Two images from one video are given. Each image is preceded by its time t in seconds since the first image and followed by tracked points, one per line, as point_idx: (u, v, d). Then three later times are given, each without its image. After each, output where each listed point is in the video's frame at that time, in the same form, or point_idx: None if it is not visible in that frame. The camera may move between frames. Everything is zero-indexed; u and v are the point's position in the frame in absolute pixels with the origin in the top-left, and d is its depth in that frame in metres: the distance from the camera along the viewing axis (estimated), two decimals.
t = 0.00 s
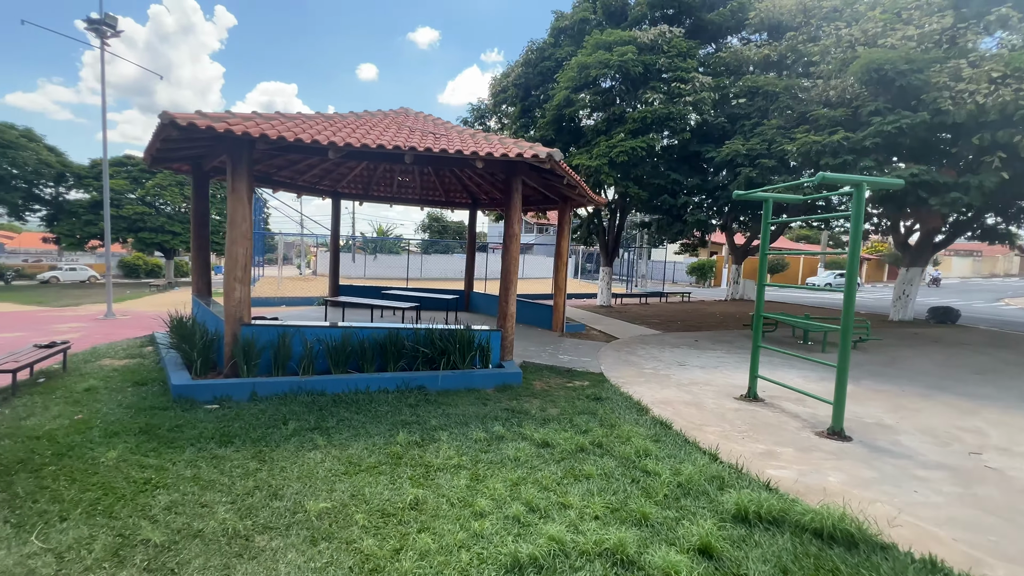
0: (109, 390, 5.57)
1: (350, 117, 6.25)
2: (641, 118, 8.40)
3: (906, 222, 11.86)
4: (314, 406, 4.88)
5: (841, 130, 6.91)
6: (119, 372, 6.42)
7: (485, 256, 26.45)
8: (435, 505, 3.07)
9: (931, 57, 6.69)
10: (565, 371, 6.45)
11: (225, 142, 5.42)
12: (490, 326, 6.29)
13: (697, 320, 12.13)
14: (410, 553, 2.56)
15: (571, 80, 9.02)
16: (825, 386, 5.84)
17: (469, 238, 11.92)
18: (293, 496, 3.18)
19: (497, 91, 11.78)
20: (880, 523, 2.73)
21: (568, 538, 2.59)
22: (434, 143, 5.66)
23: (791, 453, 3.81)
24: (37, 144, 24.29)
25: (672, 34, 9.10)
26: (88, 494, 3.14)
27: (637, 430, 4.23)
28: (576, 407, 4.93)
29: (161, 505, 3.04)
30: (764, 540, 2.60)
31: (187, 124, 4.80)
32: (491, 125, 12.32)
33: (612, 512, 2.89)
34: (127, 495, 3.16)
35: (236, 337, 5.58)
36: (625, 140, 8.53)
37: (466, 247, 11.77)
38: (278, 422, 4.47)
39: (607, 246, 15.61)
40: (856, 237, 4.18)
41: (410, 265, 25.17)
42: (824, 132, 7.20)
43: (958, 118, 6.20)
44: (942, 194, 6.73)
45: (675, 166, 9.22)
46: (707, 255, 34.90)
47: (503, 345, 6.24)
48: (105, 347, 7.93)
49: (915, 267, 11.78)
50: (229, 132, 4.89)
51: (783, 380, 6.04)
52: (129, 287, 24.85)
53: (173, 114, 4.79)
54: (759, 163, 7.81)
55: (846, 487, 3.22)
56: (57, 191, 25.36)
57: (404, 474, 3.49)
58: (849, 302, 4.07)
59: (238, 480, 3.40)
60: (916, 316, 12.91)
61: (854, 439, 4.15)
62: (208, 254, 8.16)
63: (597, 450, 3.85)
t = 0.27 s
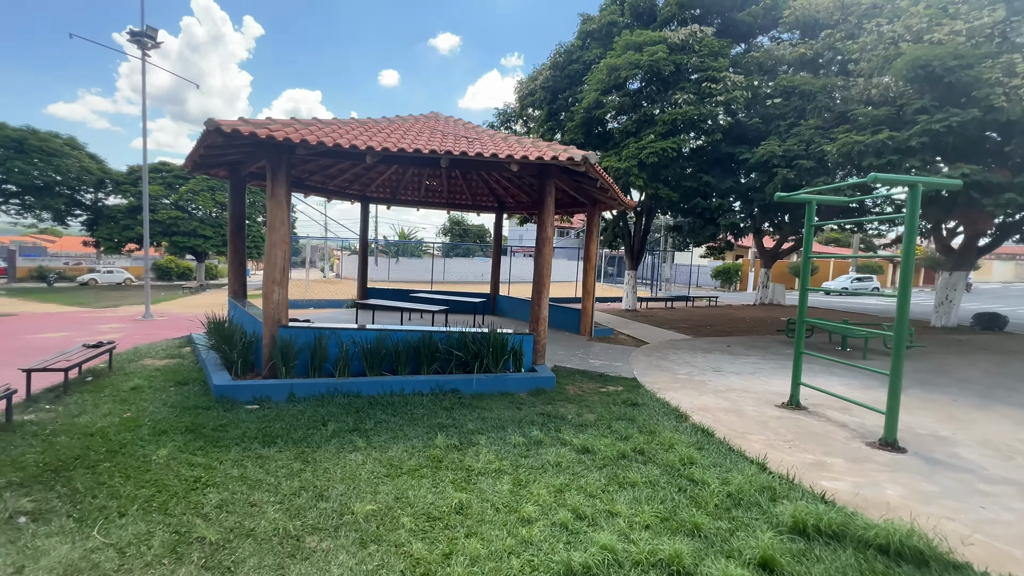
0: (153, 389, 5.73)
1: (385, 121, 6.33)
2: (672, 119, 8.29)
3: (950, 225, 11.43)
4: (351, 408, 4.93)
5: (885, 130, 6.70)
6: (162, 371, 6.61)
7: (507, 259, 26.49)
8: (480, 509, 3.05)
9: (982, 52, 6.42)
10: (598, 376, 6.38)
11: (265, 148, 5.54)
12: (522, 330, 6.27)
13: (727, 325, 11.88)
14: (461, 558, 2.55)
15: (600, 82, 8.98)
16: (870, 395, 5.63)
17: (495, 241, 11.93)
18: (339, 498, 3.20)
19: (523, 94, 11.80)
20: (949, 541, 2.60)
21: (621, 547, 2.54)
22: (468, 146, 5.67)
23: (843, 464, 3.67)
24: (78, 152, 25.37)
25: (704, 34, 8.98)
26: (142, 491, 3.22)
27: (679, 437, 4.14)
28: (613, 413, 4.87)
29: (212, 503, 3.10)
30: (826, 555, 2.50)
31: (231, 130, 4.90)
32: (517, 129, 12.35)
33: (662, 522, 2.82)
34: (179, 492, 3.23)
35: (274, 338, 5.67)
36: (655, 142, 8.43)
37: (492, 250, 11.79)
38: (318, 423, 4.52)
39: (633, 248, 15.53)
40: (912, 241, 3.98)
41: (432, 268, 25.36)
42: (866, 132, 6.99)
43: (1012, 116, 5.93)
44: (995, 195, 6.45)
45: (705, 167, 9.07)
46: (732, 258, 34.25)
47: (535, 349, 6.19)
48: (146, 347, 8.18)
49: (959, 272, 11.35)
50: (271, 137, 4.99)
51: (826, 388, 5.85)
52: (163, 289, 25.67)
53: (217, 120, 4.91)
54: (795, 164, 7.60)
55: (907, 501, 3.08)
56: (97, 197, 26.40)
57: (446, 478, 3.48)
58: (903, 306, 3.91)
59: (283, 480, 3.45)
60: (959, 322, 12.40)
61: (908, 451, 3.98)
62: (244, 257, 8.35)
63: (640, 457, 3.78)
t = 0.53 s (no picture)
0: (188, 389, 5.83)
1: (413, 125, 6.36)
2: (700, 120, 8.18)
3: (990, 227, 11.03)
4: (382, 410, 4.94)
5: (926, 129, 6.50)
6: (195, 371, 6.74)
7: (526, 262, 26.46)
8: (520, 515, 3.01)
9: None
10: (626, 381, 6.29)
11: (298, 152, 5.61)
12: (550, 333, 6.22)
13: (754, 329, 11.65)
14: (506, 564, 2.51)
15: (626, 84, 8.91)
16: (914, 403, 5.43)
17: (517, 244, 11.92)
18: (378, 500, 3.20)
19: (546, 98, 11.80)
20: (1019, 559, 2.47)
21: (670, 557, 2.48)
22: (498, 149, 5.66)
23: (894, 475, 3.53)
24: (111, 158, 26.24)
25: (732, 33, 8.84)
26: (186, 490, 3.27)
27: (717, 445, 4.04)
28: (646, 418, 4.78)
29: (253, 503, 3.12)
30: (887, 571, 2.39)
31: (268, 134, 4.99)
32: (539, 132, 12.35)
33: (709, 532, 2.75)
34: (221, 492, 3.27)
35: (305, 340, 5.72)
36: (683, 143, 8.32)
37: (514, 253, 11.77)
38: (351, 425, 4.54)
39: (654, 251, 15.28)
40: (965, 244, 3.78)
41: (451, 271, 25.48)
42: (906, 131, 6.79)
43: None
44: None
45: (733, 169, 8.91)
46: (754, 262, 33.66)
47: (564, 352, 6.13)
48: (179, 347, 8.37)
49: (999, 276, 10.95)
50: (306, 141, 5.05)
51: (865, 396, 5.67)
52: (190, 292, 26.32)
53: (254, 125, 4.99)
54: (829, 165, 7.49)
55: (967, 515, 2.94)
56: (128, 201, 27.24)
57: (483, 482, 3.45)
58: (956, 310, 3.75)
59: (321, 482, 3.46)
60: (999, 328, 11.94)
61: (962, 462, 3.81)
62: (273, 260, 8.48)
63: (678, 464, 3.69)
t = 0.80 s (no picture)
0: (213, 389, 5.87)
1: (435, 126, 6.35)
2: (722, 120, 8.08)
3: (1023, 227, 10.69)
4: (406, 412, 4.91)
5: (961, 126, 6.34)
6: (218, 372, 6.80)
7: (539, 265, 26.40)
8: (552, 520, 2.95)
9: None
10: (650, 384, 6.19)
11: (322, 153, 5.64)
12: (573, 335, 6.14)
13: (776, 333, 11.45)
14: (542, 570, 2.46)
15: (645, 84, 8.83)
16: (951, 409, 5.25)
17: (535, 245, 11.88)
18: (407, 503, 3.16)
19: (564, 99, 11.77)
20: None
21: (713, 567, 2.40)
22: (521, 148, 5.61)
23: (939, 484, 3.40)
24: (134, 163, 26.85)
25: (754, 32, 8.73)
26: (216, 489, 3.27)
27: (750, 450, 3.93)
28: (673, 422, 4.69)
29: (284, 504, 3.11)
30: None
31: (293, 136, 5.01)
32: (556, 134, 12.32)
33: (750, 540, 2.66)
34: (251, 491, 3.27)
35: (328, 341, 5.72)
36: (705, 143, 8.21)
37: (531, 255, 11.72)
38: (375, 426, 4.52)
39: (671, 253, 15.08)
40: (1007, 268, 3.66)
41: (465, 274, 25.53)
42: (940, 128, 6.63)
43: None
44: None
45: (755, 170, 8.76)
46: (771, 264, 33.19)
47: (586, 355, 6.05)
48: (202, 348, 8.47)
49: None
50: (331, 142, 5.07)
51: (900, 401, 5.49)
52: (210, 294, 26.76)
53: (279, 127, 5.02)
54: (857, 164, 7.34)
55: None
56: (150, 205, 27.83)
57: (512, 486, 3.40)
58: (1001, 313, 3.63)
59: (349, 483, 3.44)
60: None
61: (1009, 471, 3.66)
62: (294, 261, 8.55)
63: (712, 470, 3.60)
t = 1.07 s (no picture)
0: (230, 391, 5.86)
1: (452, 127, 6.30)
2: (741, 121, 7.99)
3: None
4: (425, 416, 4.85)
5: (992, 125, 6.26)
6: (235, 374, 6.79)
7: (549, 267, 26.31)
8: (583, 530, 2.86)
9: None
10: (671, 389, 6.08)
11: (340, 154, 5.61)
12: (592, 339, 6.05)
13: (794, 337, 11.26)
14: None
15: (662, 84, 8.77)
16: (987, 415, 5.08)
17: (548, 248, 11.80)
18: (432, 510, 3.09)
19: (577, 100, 11.70)
20: None
21: None
22: (541, 149, 5.54)
23: (985, 495, 3.26)
24: (149, 166, 27.21)
25: (773, 31, 8.61)
26: (238, 494, 3.22)
27: (782, 458, 3.82)
28: (699, 428, 4.57)
29: (307, 510, 3.05)
30: None
31: (312, 137, 4.99)
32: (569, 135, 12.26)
33: (792, 554, 2.55)
34: (274, 497, 3.21)
35: (345, 344, 5.67)
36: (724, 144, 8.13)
37: (544, 257, 11.64)
38: (395, 430, 4.46)
39: (685, 255, 14.95)
40: None
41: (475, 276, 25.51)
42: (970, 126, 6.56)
43: None
44: None
45: (776, 169, 8.72)
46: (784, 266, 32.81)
47: (606, 358, 5.95)
48: (218, 350, 8.49)
49: None
50: (350, 144, 5.03)
51: (932, 408, 5.33)
52: (222, 296, 26.99)
53: (299, 128, 4.99)
54: (882, 164, 7.20)
55: None
56: (164, 208, 28.17)
57: (539, 493, 3.32)
58: None
59: (372, 489, 3.37)
60: None
61: None
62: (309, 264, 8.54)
63: (744, 478, 3.48)
